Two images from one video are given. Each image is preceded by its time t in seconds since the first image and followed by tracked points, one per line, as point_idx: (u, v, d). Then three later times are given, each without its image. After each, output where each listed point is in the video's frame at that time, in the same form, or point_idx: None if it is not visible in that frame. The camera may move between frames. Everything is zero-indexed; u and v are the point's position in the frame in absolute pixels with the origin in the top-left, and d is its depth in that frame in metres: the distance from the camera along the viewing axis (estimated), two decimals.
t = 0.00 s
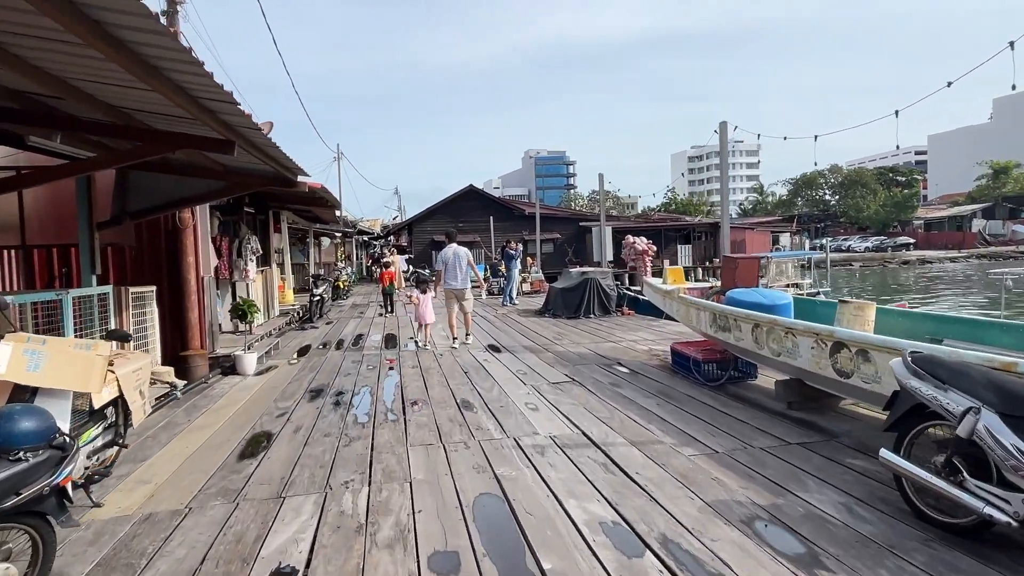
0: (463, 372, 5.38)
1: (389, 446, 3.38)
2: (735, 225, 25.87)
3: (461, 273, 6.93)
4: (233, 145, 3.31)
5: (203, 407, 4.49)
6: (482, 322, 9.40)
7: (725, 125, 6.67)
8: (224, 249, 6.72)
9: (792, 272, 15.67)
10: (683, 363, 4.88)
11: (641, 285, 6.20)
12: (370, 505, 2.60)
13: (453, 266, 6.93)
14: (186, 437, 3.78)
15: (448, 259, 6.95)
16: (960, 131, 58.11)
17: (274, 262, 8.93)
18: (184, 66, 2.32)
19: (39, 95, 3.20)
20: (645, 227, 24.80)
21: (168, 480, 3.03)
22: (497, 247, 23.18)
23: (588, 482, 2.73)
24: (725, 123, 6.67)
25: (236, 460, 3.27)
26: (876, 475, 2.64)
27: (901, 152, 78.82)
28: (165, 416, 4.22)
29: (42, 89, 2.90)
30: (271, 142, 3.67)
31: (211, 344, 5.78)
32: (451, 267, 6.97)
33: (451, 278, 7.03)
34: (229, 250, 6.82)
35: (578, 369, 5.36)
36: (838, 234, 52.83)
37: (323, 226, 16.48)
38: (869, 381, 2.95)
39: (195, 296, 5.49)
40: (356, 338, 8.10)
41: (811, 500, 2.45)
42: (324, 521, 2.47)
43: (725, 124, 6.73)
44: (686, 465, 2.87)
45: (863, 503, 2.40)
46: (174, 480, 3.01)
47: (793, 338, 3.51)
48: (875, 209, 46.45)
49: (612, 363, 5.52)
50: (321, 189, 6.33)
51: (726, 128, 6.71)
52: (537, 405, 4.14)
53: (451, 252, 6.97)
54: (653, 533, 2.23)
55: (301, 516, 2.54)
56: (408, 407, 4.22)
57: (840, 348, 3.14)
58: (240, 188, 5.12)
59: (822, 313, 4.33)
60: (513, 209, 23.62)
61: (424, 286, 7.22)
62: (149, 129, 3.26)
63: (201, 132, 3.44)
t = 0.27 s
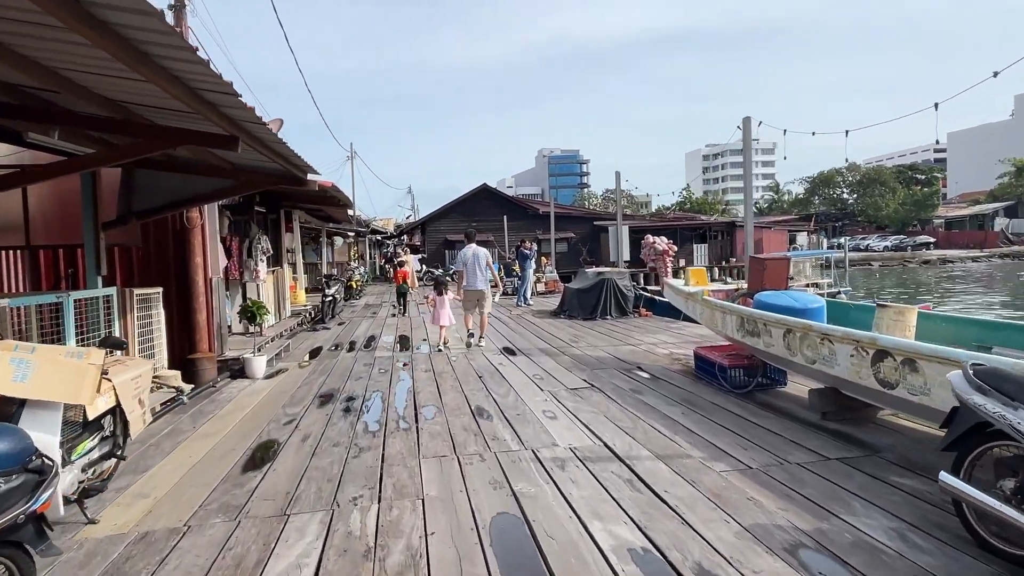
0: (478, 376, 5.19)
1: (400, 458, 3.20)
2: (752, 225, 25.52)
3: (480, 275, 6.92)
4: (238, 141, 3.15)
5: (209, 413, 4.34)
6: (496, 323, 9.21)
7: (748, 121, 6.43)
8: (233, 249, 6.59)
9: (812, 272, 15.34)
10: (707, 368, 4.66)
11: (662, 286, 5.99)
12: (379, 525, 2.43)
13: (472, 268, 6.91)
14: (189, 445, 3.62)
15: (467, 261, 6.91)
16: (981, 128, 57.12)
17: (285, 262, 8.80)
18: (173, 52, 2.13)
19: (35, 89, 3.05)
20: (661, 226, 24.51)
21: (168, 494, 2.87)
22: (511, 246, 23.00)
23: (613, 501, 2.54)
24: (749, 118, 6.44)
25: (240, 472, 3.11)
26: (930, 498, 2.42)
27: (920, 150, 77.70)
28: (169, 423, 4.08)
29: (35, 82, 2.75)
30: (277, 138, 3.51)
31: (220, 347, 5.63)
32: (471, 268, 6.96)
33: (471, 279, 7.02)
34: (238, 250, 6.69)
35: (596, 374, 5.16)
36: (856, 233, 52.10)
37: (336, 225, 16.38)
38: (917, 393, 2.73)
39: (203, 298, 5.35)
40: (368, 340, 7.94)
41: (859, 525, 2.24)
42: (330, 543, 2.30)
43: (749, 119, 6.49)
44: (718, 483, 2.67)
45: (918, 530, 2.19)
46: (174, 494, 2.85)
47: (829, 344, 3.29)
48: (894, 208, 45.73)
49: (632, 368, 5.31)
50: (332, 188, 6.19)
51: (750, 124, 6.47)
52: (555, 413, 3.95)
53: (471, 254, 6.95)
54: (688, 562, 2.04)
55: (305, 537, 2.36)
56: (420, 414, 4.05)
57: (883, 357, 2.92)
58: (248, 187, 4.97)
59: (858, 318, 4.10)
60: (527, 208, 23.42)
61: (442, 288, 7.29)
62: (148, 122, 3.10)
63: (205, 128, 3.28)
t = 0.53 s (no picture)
0: (493, 380, 5.00)
1: (412, 468, 3.01)
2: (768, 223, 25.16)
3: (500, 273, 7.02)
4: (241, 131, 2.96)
5: (214, 417, 4.18)
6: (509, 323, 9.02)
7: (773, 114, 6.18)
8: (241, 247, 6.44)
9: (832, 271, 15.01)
10: (734, 372, 4.44)
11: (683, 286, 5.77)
12: (389, 546, 2.23)
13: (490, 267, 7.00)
14: (190, 453, 3.45)
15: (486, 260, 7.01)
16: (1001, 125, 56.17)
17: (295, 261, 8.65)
18: (160, 26, 1.93)
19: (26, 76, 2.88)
20: (675, 225, 24.19)
21: (165, 507, 2.69)
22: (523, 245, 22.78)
23: (644, 520, 2.33)
24: (774, 111, 6.19)
25: (242, 483, 2.93)
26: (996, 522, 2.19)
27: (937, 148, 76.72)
28: (172, 429, 3.91)
29: (24, 68, 2.57)
30: (283, 129, 3.33)
31: (227, 347, 5.47)
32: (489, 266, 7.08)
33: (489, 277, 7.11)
34: (246, 248, 6.53)
35: (616, 377, 4.95)
36: (873, 232, 51.40)
37: (347, 224, 16.23)
38: (975, 404, 2.50)
39: (209, 297, 5.19)
40: (379, 341, 7.77)
41: (921, 552, 2.02)
42: (336, 566, 2.10)
43: (774, 112, 6.24)
44: (758, 501, 2.45)
45: (988, 558, 1.96)
46: (171, 508, 2.68)
47: (873, 349, 3.06)
48: (911, 206, 45.04)
49: (653, 371, 5.10)
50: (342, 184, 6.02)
51: (775, 117, 6.22)
52: (575, 419, 3.74)
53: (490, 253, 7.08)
54: None
55: (309, 558, 2.18)
56: (432, 420, 3.85)
57: (935, 363, 2.68)
58: (256, 182, 4.80)
59: (896, 320, 3.88)
60: (540, 206, 23.20)
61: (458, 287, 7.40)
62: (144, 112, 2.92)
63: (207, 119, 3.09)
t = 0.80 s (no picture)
0: (504, 386, 4.80)
1: (419, 486, 2.81)
2: (781, 222, 24.83)
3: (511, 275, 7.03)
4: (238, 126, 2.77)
5: (215, 426, 4.00)
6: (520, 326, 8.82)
7: (796, 110, 5.94)
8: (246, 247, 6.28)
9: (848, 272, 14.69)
10: (758, 380, 4.23)
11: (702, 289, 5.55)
12: None
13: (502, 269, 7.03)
14: (186, 466, 3.27)
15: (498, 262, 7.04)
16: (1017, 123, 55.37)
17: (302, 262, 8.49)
18: (136, 3, 1.73)
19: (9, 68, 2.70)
20: (687, 224, 23.90)
21: (155, 528, 2.51)
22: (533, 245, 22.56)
23: (673, 550, 2.13)
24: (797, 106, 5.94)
25: (239, 502, 2.75)
26: None
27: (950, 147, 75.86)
28: (169, 439, 3.74)
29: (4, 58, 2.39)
30: (283, 124, 3.14)
31: (230, 351, 5.30)
32: (501, 267, 7.13)
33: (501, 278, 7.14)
34: (251, 248, 6.38)
35: (633, 384, 4.74)
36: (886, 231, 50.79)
37: (355, 224, 16.08)
38: None
39: (212, 300, 5.02)
40: (387, 343, 7.60)
41: None
42: None
43: (796, 107, 6.00)
44: (797, 528, 2.24)
45: None
46: (161, 529, 2.50)
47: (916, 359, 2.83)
48: (926, 205, 44.45)
49: (672, 378, 4.88)
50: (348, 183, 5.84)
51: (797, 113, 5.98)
52: (592, 431, 3.54)
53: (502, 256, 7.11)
54: None
55: None
56: (441, 431, 3.66)
57: (989, 376, 2.46)
58: (259, 181, 4.63)
59: (933, 326, 3.65)
60: (550, 205, 22.98)
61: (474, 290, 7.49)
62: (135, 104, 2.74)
63: (202, 112, 2.90)
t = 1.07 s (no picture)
0: (514, 390, 4.59)
1: (425, 500, 2.61)
2: (792, 221, 24.52)
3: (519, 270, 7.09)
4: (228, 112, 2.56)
5: (210, 432, 3.81)
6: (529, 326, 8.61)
7: (817, 101, 5.70)
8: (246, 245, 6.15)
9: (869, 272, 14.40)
10: (783, 384, 4.00)
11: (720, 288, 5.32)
12: None
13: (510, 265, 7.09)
14: (177, 476, 3.07)
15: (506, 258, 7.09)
16: None
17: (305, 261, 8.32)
18: None
19: None
20: (697, 223, 23.61)
21: (138, 547, 2.31)
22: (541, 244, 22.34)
23: None
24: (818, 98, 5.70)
25: (230, 517, 2.54)
26: None
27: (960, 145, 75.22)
28: (162, 446, 3.54)
29: None
30: (280, 112, 2.95)
31: (229, 353, 5.11)
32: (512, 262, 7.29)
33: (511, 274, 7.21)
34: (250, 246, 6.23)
35: (649, 389, 4.51)
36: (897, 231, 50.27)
37: (362, 222, 15.89)
38: None
39: (209, 299, 4.83)
40: (393, 344, 7.40)
41: None
42: None
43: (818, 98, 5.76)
44: (843, 552, 2.02)
45: None
46: (144, 549, 2.30)
47: (965, 365, 2.60)
48: (938, 204, 43.93)
49: (690, 382, 4.66)
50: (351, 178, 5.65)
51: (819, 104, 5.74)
52: (609, 440, 3.32)
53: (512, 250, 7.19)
54: None
55: None
56: (448, 439, 3.45)
57: None
58: (258, 175, 4.44)
59: (974, 328, 3.42)
60: (558, 204, 22.76)
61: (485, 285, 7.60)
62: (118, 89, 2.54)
63: (189, 96, 2.68)
